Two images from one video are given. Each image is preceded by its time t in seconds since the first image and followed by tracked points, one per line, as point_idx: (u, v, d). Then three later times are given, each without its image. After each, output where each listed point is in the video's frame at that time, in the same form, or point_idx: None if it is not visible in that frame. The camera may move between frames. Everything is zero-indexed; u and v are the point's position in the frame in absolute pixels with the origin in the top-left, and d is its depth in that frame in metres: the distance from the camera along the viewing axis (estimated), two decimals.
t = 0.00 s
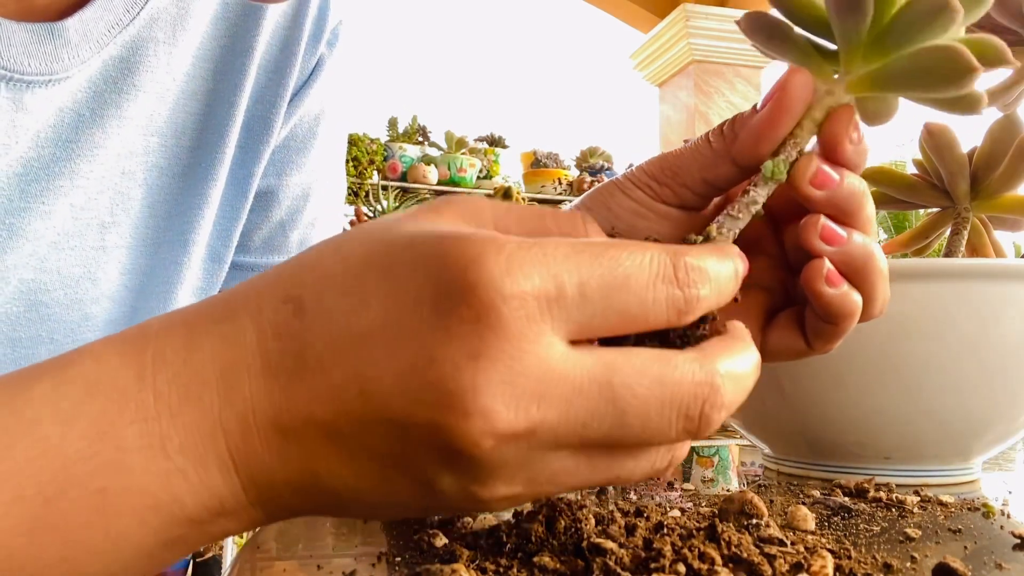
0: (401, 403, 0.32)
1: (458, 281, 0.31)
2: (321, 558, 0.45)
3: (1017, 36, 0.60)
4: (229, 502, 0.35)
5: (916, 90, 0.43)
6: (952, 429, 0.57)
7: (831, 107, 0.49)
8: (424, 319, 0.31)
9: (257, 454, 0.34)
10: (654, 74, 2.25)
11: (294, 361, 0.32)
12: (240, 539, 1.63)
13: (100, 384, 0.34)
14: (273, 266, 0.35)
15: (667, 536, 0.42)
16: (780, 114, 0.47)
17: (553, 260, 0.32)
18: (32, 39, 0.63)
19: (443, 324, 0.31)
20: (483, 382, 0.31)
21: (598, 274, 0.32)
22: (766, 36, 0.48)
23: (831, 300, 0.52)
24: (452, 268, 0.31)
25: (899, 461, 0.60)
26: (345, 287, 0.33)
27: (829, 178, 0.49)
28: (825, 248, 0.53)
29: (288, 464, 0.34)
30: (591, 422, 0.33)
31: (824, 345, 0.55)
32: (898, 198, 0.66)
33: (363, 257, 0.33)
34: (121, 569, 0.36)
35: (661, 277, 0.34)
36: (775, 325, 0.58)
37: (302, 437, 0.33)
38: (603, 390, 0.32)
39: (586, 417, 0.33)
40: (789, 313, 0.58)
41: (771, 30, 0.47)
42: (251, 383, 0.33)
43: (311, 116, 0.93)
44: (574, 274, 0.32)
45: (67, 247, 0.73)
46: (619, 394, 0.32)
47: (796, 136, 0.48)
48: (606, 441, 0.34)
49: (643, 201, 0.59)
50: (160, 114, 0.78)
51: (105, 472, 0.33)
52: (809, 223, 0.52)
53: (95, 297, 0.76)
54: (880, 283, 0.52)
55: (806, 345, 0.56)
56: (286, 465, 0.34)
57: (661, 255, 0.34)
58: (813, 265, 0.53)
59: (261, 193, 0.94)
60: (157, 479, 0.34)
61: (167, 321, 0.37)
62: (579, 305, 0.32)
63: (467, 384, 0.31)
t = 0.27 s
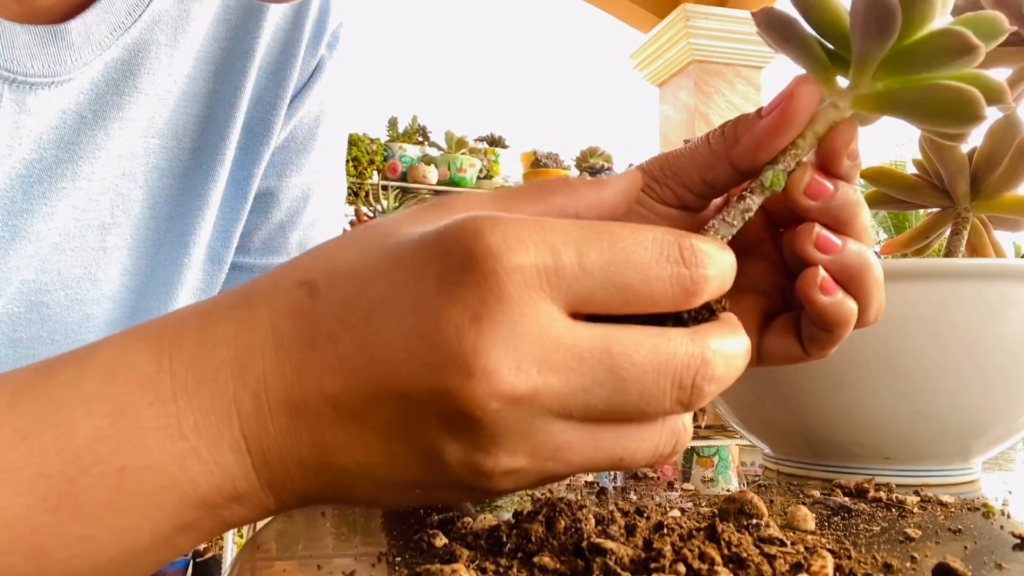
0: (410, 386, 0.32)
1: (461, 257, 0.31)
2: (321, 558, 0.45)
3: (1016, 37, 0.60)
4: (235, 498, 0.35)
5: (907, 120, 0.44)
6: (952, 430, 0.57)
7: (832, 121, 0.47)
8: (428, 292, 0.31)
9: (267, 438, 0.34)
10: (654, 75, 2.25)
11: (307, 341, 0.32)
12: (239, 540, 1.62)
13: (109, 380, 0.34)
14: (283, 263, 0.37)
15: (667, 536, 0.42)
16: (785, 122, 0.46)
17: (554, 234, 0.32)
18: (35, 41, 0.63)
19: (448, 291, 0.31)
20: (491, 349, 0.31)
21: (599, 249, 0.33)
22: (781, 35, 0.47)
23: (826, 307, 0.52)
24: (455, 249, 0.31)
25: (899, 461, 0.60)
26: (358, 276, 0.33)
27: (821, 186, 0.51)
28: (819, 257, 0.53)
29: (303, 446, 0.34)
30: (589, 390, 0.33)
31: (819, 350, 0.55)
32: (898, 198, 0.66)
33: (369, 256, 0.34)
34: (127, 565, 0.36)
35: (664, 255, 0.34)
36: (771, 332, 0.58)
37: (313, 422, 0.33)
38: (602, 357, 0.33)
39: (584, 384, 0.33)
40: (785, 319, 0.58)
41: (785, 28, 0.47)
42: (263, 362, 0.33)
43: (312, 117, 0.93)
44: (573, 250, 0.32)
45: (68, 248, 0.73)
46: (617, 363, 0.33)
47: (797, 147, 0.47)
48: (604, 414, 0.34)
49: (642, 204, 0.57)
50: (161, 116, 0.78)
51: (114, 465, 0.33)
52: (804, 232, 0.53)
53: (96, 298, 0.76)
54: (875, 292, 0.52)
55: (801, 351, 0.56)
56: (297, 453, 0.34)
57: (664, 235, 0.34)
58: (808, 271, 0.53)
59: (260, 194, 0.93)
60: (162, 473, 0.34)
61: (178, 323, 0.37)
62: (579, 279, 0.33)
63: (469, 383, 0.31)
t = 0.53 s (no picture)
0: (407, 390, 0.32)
1: (453, 264, 0.31)
2: (322, 557, 0.45)
3: (1016, 37, 0.60)
4: (235, 502, 0.35)
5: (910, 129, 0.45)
6: (952, 430, 0.57)
7: (837, 129, 0.49)
8: (420, 298, 0.31)
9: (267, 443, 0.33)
10: (654, 75, 2.25)
11: (300, 346, 0.32)
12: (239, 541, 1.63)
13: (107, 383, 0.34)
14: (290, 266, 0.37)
15: (667, 536, 0.42)
16: (789, 130, 0.47)
17: (549, 243, 0.33)
18: (36, 42, 0.63)
19: (440, 296, 0.31)
20: (483, 354, 0.31)
21: (588, 259, 0.33)
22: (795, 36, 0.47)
23: (827, 309, 0.52)
24: (449, 256, 0.32)
25: (899, 461, 0.60)
26: (363, 278, 0.33)
27: (824, 190, 0.52)
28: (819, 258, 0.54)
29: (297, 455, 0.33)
30: (577, 392, 0.34)
31: (820, 351, 0.55)
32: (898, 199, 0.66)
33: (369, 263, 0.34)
34: (126, 571, 0.36)
35: (648, 266, 0.35)
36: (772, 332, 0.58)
37: (310, 432, 0.33)
38: (590, 360, 0.33)
39: (573, 386, 0.34)
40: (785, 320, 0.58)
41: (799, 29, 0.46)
42: (257, 371, 0.33)
43: (312, 117, 0.93)
44: (565, 258, 0.33)
45: (68, 248, 0.73)
46: (603, 365, 0.33)
47: (801, 153, 0.48)
48: (591, 417, 0.35)
49: (643, 201, 0.59)
50: (161, 116, 0.78)
51: (111, 471, 0.33)
52: (805, 234, 0.54)
53: (97, 298, 0.76)
54: (875, 292, 0.53)
55: (801, 351, 0.56)
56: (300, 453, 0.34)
57: (646, 247, 0.36)
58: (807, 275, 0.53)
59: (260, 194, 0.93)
60: (159, 480, 0.33)
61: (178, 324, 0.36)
62: (570, 288, 0.33)
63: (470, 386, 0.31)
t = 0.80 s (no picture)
0: (396, 402, 0.31)
1: (452, 291, 0.31)
2: (322, 557, 0.45)
3: (1016, 37, 0.60)
4: (238, 508, 0.34)
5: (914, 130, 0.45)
6: (952, 431, 0.57)
7: (838, 129, 0.49)
8: (420, 328, 0.31)
9: (253, 461, 0.33)
10: (654, 75, 2.25)
11: (302, 348, 0.32)
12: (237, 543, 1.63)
13: (103, 386, 0.34)
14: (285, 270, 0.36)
15: (668, 536, 0.42)
16: (795, 126, 0.48)
17: (547, 265, 0.32)
18: (33, 42, 0.62)
19: (443, 295, 0.31)
20: (484, 383, 0.31)
21: (590, 281, 0.33)
22: (795, 38, 0.47)
23: (826, 308, 0.53)
24: (450, 280, 0.31)
25: (899, 461, 0.60)
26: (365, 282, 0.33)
27: (826, 190, 0.52)
28: (819, 257, 0.54)
29: (282, 473, 0.33)
30: (576, 422, 0.34)
31: (820, 353, 0.55)
32: (898, 199, 0.66)
33: (362, 276, 0.33)
34: None
35: (650, 282, 0.35)
36: (772, 333, 0.58)
37: (302, 448, 0.32)
38: (591, 393, 0.33)
39: (572, 416, 0.33)
40: (786, 322, 0.59)
41: (799, 32, 0.47)
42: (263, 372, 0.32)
43: (311, 117, 0.93)
44: (568, 280, 0.33)
45: (65, 248, 0.73)
46: (604, 396, 0.33)
47: (803, 152, 0.49)
48: (586, 442, 0.35)
49: (650, 197, 0.58)
50: (160, 116, 0.78)
51: (108, 474, 0.32)
52: (804, 234, 0.54)
53: (95, 298, 0.76)
54: (875, 297, 0.53)
55: (801, 351, 0.57)
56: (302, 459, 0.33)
57: (647, 260, 0.35)
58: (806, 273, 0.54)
59: (260, 194, 0.93)
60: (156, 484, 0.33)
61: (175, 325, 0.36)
62: (572, 310, 0.33)
63: (469, 388, 0.31)
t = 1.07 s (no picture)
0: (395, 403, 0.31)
1: (440, 308, 0.31)
2: (322, 558, 0.45)
3: (1016, 36, 0.60)
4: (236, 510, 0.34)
5: (911, 116, 0.46)
6: (952, 430, 0.57)
7: (837, 117, 0.49)
8: (406, 343, 0.31)
9: (238, 475, 0.33)
10: (654, 74, 2.25)
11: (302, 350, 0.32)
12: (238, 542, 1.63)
13: (102, 387, 0.33)
14: (275, 283, 0.36)
15: (668, 536, 0.42)
16: (794, 120, 0.48)
17: (533, 285, 0.32)
18: (33, 41, 0.63)
19: (447, 293, 0.31)
20: (484, 385, 0.31)
21: (578, 301, 0.33)
22: (792, 32, 0.48)
23: (830, 293, 0.53)
24: (433, 294, 0.31)
25: (899, 461, 0.60)
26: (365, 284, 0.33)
27: (828, 180, 0.53)
28: (823, 244, 0.54)
29: (265, 487, 0.33)
30: (566, 445, 0.33)
31: (826, 338, 0.55)
32: (898, 198, 0.66)
33: (353, 293, 0.34)
34: None
35: (640, 303, 0.35)
36: (778, 321, 0.59)
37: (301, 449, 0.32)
38: (579, 415, 0.32)
39: (561, 439, 0.33)
40: (791, 309, 0.59)
41: (796, 26, 0.47)
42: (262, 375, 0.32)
43: (313, 118, 0.93)
44: (554, 300, 0.32)
45: (66, 248, 0.73)
46: (594, 417, 0.33)
47: (803, 144, 0.49)
48: (575, 464, 0.34)
49: (651, 191, 0.59)
50: (162, 116, 0.78)
51: (108, 475, 0.32)
52: (808, 221, 0.55)
53: (95, 298, 0.76)
54: (878, 282, 0.53)
55: (808, 338, 0.57)
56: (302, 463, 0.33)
57: (638, 280, 0.35)
58: (813, 259, 0.55)
59: (262, 195, 0.93)
60: (155, 485, 0.33)
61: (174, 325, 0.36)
62: (559, 330, 0.32)
63: (467, 387, 0.30)
